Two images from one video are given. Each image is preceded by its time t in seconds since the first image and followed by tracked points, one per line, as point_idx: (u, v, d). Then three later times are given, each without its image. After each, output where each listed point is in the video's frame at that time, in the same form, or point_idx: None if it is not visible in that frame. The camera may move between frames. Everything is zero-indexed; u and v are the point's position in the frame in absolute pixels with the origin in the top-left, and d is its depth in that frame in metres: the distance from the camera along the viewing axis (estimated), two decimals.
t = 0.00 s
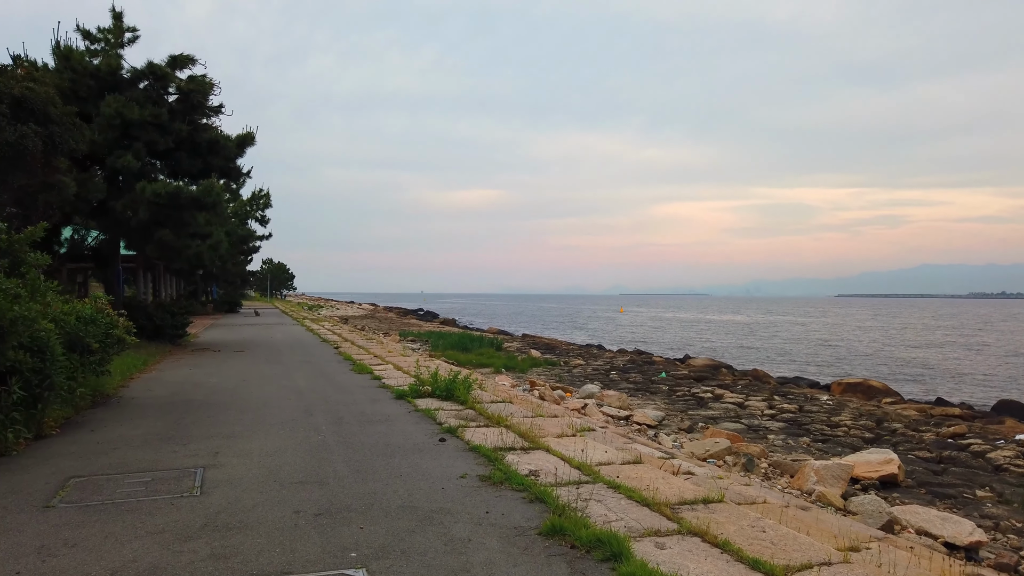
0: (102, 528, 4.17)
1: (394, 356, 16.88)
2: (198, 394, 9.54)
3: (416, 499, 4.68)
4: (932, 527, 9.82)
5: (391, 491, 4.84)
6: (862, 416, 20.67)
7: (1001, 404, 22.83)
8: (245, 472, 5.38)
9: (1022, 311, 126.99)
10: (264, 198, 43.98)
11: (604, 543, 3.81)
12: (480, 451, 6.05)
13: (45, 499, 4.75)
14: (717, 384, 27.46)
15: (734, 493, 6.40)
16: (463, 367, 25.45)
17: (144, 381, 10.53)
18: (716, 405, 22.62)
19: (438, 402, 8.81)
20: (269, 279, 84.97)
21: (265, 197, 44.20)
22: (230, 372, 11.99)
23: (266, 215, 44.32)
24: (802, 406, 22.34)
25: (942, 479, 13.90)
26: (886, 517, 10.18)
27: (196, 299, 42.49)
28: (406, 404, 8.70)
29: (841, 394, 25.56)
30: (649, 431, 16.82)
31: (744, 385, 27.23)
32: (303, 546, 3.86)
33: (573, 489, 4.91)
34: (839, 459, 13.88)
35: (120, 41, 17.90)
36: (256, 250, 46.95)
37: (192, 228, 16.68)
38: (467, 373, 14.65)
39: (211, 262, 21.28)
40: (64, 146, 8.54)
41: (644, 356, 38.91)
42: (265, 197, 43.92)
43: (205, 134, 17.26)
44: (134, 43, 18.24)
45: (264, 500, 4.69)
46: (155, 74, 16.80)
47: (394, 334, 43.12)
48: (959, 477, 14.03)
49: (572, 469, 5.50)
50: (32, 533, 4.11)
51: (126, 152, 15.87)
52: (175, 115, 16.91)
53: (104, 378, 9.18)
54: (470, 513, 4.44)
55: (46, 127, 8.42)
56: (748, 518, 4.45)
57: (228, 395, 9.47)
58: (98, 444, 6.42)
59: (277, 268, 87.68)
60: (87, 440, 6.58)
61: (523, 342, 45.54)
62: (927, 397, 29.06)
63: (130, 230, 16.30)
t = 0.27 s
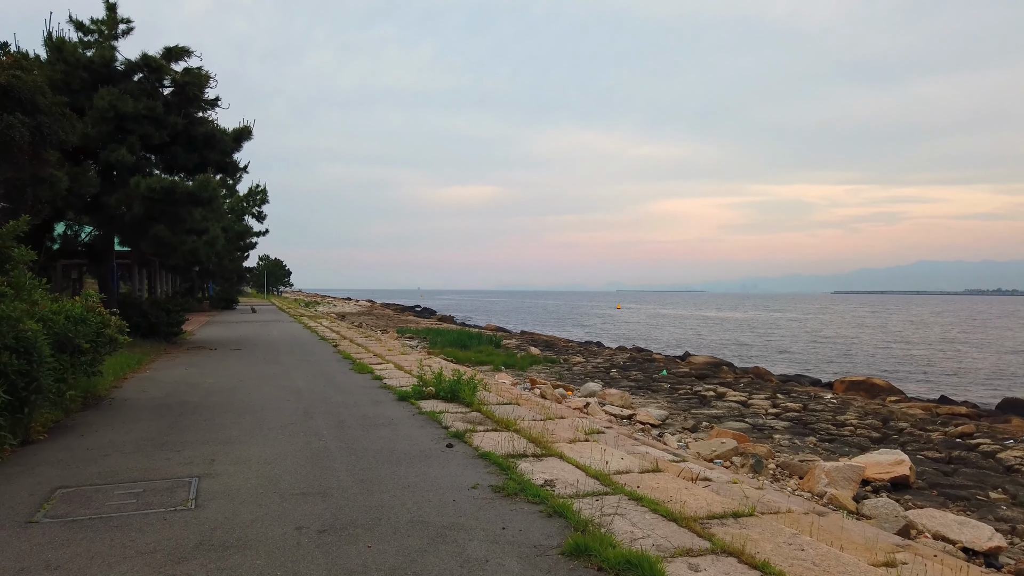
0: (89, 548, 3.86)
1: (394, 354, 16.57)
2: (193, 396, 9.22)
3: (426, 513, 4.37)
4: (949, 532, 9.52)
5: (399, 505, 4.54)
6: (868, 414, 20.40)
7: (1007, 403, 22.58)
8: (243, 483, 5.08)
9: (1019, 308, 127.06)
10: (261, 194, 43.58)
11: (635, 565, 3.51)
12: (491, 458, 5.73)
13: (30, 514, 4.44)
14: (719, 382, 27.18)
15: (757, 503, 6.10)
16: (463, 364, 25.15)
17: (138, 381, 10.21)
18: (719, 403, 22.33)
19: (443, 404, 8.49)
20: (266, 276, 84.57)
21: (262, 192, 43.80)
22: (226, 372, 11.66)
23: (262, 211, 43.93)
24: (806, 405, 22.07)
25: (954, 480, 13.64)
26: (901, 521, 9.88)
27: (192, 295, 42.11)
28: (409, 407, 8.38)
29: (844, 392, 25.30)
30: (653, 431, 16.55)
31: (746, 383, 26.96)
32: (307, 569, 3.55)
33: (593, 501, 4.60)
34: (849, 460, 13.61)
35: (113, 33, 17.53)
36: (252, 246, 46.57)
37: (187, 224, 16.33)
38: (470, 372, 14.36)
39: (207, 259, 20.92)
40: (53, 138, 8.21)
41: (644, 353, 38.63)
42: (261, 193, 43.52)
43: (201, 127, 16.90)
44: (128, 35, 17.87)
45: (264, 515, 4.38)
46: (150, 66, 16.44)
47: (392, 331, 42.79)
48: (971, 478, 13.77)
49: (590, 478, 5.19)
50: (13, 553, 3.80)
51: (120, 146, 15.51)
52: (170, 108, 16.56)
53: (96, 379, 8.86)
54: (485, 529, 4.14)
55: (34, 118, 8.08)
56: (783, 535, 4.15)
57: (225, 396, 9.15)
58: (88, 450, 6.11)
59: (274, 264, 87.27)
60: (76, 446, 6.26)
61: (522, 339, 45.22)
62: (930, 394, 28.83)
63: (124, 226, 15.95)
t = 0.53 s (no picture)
0: (68, 564, 3.53)
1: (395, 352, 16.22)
2: (188, 395, 8.89)
3: (435, 525, 4.05)
4: (970, 535, 9.10)
5: (406, 515, 4.21)
6: (876, 413, 20.09)
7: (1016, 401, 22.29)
8: (238, 490, 4.75)
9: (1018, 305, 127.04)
10: (259, 189, 43.23)
11: None
12: (501, 462, 5.40)
13: (7, 525, 4.11)
14: (723, 379, 26.89)
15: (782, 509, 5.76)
16: (464, 361, 24.81)
17: (131, 380, 9.88)
18: (724, 401, 22.03)
19: (447, 404, 8.15)
20: (264, 272, 84.19)
21: (260, 188, 43.46)
22: (223, 370, 11.32)
23: (260, 206, 43.59)
24: (813, 403, 21.75)
25: (968, 480, 13.33)
26: (920, 524, 9.47)
27: (190, 291, 41.77)
28: (412, 407, 8.05)
29: (850, 390, 24.99)
30: (659, 430, 16.24)
31: (750, 381, 26.66)
32: None
33: (614, 511, 4.27)
34: (861, 460, 13.30)
35: (108, 23, 17.17)
36: (251, 242, 46.21)
37: (184, 218, 15.98)
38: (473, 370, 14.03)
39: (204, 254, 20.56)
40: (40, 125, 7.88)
41: (646, 350, 38.34)
42: (259, 188, 43.18)
43: (198, 120, 16.54)
44: (123, 25, 17.51)
45: (260, 527, 4.06)
46: (145, 56, 16.07)
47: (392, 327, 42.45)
48: (985, 478, 13.46)
49: (608, 485, 4.86)
50: None
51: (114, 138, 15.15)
52: (166, 100, 16.20)
53: (86, 378, 8.52)
54: (500, 543, 3.81)
55: (20, 104, 7.75)
56: (823, 549, 3.83)
57: (221, 396, 8.82)
58: (75, 454, 5.78)
59: (273, 261, 86.90)
60: (62, 449, 5.93)
61: (523, 336, 44.93)
62: (936, 392, 28.52)
63: (118, 220, 15.60)
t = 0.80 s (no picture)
0: None
1: (395, 351, 15.86)
2: (178, 397, 8.53)
3: (438, 548, 3.71)
4: (991, 542, 8.75)
5: (407, 537, 3.86)
6: (883, 411, 19.78)
7: None
8: (226, 506, 4.40)
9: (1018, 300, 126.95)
10: (256, 185, 42.87)
11: None
12: (508, 474, 5.04)
13: None
14: (726, 377, 26.57)
15: (806, 523, 5.42)
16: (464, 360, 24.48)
17: (120, 382, 9.53)
18: (728, 399, 21.71)
19: (449, 408, 7.80)
20: (262, 269, 83.83)
21: (257, 184, 43.12)
22: (216, 370, 10.97)
23: (258, 203, 43.27)
24: (818, 402, 21.45)
25: (982, 482, 13.01)
26: (938, 530, 9.13)
27: (187, 289, 41.43)
28: (412, 411, 7.70)
29: (856, 388, 24.67)
30: (664, 431, 15.92)
31: (754, 379, 26.35)
32: None
33: (633, 531, 3.93)
34: (872, 461, 12.97)
35: (99, 14, 16.76)
36: (248, 238, 45.85)
37: (177, 214, 15.60)
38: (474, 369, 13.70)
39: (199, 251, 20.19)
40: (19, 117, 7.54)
41: (647, 347, 38.03)
42: (257, 184, 42.81)
43: (191, 113, 16.14)
44: (115, 17, 17.11)
45: (248, 550, 3.71)
46: (137, 48, 15.67)
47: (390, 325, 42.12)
48: (999, 480, 13.13)
49: (624, 499, 4.51)
50: None
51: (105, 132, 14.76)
52: (159, 93, 15.81)
53: (71, 380, 8.16)
54: (510, 569, 3.46)
55: None
56: None
57: (213, 398, 8.47)
58: (54, 464, 5.42)
59: (271, 257, 86.55)
60: (41, 459, 5.58)
61: (522, 333, 44.65)
62: (941, 389, 28.24)
63: (110, 216, 15.23)
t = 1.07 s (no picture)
0: None
1: (395, 347, 15.55)
2: (174, 395, 8.21)
3: (452, 561, 3.39)
4: (1014, 543, 8.47)
5: (418, 548, 3.55)
6: (890, 407, 19.51)
7: None
8: (221, 514, 4.08)
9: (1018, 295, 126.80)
10: (255, 179, 42.49)
11: None
12: (521, 477, 4.74)
13: None
14: (730, 373, 26.29)
15: (836, 528, 5.12)
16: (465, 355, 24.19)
17: (112, 379, 9.21)
18: (733, 395, 21.43)
19: (454, 405, 7.49)
20: (261, 264, 83.46)
21: (256, 178, 42.74)
22: (213, 367, 10.64)
23: (256, 197, 42.90)
24: (824, 397, 21.17)
25: (996, 480, 12.74)
26: (959, 531, 8.84)
27: (185, 284, 41.09)
28: (417, 409, 7.39)
29: (861, 384, 24.41)
30: (670, 428, 15.63)
31: (758, 374, 26.08)
32: None
33: (662, 540, 3.62)
34: (885, 458, 12.68)
35: (93, 3, 16.37)
36: (246, 233, 45.49)
37: (173, 207, 15.26)
38: (477, 365, 13.39)
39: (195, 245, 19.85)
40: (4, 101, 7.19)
41: (648, 342, 37.74)
42: (255, 178, 42.43)
43: (187, 104, 15.79)
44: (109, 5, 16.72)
45: (244, 563, 3.40)
46: (131, 37, 15.31)
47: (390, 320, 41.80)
48: (1014, 478, 12.86)
49: (647, 505, 4.21)
50: None
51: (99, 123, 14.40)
52: (154, 84, 15.45)
53: (60, 377, 7.82)
54: None
55: None
56: None
57: (210, 395, 8.15)
58: (37, 468, 5.09)
59: (269, 253, 86.11)
60: (26, 461, 5.27)
61: (523, 328, 44.36)
62: (947, 384, 27.98)
63: (105, 209, 14.89)
